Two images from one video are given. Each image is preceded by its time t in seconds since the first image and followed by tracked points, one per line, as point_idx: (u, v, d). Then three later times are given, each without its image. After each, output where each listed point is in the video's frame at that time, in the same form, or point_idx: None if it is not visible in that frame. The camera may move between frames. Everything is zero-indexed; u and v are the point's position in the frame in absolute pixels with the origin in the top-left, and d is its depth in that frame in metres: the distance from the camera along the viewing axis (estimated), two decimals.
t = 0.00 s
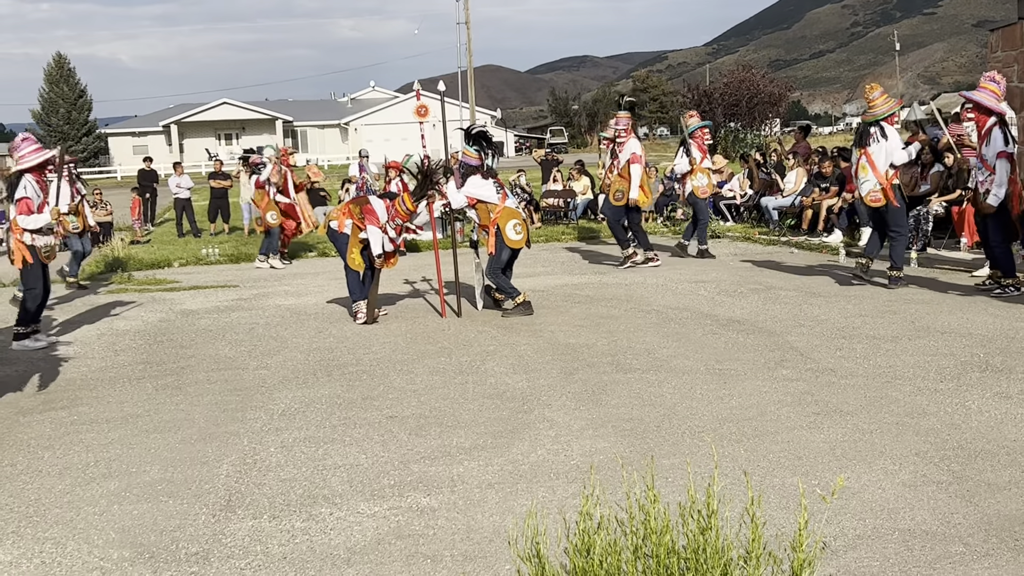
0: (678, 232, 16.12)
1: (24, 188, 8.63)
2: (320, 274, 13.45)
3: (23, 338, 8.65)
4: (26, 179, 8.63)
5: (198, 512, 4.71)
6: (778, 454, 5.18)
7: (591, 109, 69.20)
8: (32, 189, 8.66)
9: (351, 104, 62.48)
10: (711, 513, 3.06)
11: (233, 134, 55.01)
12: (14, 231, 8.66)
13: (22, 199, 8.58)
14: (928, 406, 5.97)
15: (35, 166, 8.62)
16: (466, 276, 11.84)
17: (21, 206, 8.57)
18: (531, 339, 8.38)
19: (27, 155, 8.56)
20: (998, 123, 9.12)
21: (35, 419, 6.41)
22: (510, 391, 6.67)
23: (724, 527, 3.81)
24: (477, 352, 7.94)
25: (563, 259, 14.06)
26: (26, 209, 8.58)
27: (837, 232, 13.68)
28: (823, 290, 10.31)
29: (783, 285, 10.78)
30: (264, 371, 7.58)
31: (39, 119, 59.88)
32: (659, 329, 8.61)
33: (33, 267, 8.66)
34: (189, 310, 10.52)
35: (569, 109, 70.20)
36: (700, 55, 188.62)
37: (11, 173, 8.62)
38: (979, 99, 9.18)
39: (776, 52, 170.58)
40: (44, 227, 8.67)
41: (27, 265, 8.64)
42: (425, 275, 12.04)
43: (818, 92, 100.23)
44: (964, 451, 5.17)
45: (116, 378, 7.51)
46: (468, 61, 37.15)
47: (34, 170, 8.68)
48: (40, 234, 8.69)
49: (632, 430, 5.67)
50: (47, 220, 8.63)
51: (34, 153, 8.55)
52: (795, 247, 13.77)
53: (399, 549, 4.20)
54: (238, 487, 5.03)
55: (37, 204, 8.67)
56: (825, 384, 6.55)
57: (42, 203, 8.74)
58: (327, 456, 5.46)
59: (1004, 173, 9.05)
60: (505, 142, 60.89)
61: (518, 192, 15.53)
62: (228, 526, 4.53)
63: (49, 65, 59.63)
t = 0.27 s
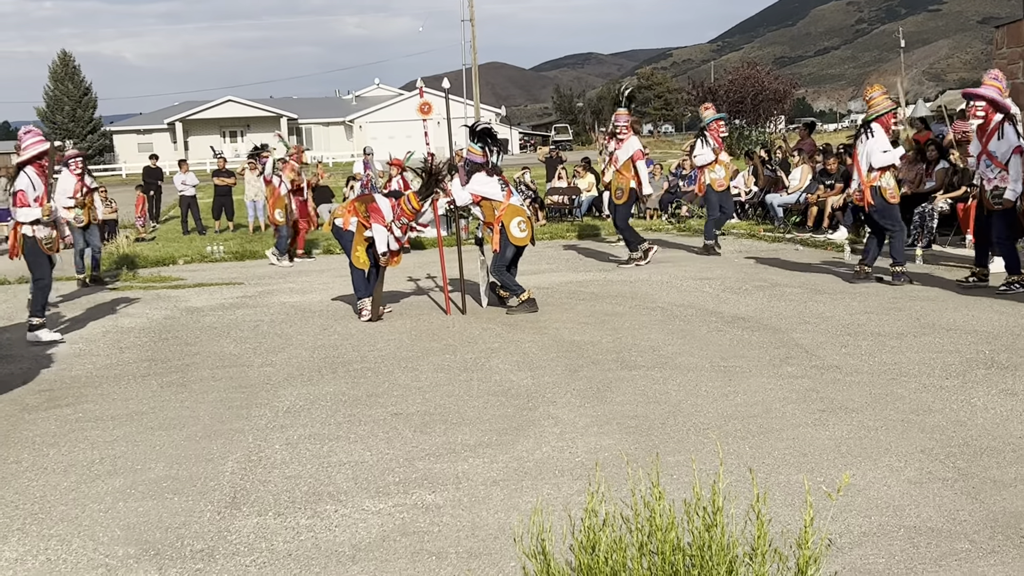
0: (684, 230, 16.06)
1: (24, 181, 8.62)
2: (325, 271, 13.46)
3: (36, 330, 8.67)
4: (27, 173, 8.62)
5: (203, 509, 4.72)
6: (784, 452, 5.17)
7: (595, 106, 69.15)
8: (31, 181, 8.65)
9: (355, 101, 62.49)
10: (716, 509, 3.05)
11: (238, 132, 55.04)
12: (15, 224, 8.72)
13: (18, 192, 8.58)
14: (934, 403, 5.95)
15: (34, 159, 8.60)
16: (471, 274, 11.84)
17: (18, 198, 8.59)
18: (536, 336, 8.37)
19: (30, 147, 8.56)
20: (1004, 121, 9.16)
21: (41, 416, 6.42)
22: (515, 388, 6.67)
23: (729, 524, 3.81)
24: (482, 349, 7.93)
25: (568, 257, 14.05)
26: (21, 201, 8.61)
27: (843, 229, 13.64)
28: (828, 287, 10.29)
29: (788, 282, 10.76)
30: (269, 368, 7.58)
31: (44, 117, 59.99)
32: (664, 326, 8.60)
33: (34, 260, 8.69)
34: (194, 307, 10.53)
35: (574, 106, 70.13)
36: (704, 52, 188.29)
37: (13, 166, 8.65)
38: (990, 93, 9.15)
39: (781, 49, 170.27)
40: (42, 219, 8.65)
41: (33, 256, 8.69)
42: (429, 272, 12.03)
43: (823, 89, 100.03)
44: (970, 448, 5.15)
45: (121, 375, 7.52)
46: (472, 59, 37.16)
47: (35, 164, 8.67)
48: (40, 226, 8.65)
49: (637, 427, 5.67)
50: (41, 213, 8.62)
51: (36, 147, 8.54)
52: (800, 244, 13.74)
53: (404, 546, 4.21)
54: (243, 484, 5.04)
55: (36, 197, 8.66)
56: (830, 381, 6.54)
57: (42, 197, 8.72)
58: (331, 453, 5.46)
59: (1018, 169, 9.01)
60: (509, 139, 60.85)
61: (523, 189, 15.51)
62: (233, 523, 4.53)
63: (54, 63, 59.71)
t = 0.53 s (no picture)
0: (687, 228, 16.03)
1: (24, 180, 8.60)
2: (328, 269, 13.47)
3: (39, 331, 8.62)
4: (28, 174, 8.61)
5: (206, 507, 4.72)
6: (786, 449, 5.17)
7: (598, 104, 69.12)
8: (31, 182, 8.63)
9: (358, 99, 62.54)
10: (719, 508, 3.05)
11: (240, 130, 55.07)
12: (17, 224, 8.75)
13: (18, 192, 8.57)
14: (937, 401, 5.95)
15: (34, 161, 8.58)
16: (474, 271, 11.84)
17: (16, 199, 8.57)
18: (539, 333, 8.37)
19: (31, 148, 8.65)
20: (1000, 120, 9.10)
21: (44, 414, 6.43)
22: (518, 385, 6.67)
23: (733, 521, 3.81)
24: (485, 346, 7.93)
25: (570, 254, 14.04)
26: (22, 202, 8.61)
27: (846, 227, 13.64)
28: (831, 285, 10.28)
29: (791, 279, 10.75)
30: (272, 365, 7.58)
31: (47, 115, 60.04)
32: (666, 323, 8.59)
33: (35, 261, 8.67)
34: (197, 305, 10.54)
35: (576, 104, 70.08)
36: (707, 49, 188.07)
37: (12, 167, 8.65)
38: (990, 93, 8.99)
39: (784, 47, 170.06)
40: (42, 220, 8.67)
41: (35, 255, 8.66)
42: (432, 270, 12.04)
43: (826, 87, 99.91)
44: (973, 446, 5.15)
45: (124, 373, 7.53)
46: (475, 57, 37.16)
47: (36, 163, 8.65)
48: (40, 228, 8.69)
49: (640, 424, 5.67)
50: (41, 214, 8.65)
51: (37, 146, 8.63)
52: (803, 242, 13.73)
53: (407, 543, 4.21)
54: (246, 482, 5.05)
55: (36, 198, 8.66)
56: (833, 379, 6.53)
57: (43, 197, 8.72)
58: (335, 451, 5.46)
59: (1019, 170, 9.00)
60: (512, 137, 60.82)
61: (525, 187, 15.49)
62: (236, 521, 4.54)
63: (56, 61, 59.77)
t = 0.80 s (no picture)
0: (688, 226, 16.01)
1: (30, 183, 8.61)
2: (329, 268, 13.47)
3: (32, 332, 8.62)
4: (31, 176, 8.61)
5: (208, 505, 4.72)
6: (788, 448, 5.17)
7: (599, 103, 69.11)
8: (37, 183, 8.64)
9: (359, 97, 62.55)
10: (720, 505, 3.06)
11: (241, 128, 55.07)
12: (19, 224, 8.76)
13: (29, 195, 8.58)
14: (938, 400, 5.94)
15: (38, 162, 8.60)
16: (475, 270, 11.84)
17: (27, 202, 8.58)
18: (540, 332, 8.37)
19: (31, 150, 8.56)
20: (995, 118, 9.16)
21: (45, 412, 6.43)
22: (519, 384, 6.67)
23: (734, 520, 3.81)
24: (486, 345, 7.93)
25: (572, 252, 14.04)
26: (31, 204, 8.61)
27: (847, 225, 13.65)
28: (833, 283, 10.28)
29: (792, 278, 10.74)
30: (273, 364, 7.58)
31: (48, 113, 60.06)
32: (667, 322, 8.59)
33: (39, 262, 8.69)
34: (198, 303, 10.54)
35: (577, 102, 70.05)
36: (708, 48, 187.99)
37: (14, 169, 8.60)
38: (983, 89, 9.13)
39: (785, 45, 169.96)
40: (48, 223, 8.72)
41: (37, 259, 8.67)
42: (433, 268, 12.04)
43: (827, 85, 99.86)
44: (974, 444, 5.14)
45: (125, 371, 7.53)
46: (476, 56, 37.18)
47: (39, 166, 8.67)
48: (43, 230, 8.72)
49: (641, 423, 5.67)
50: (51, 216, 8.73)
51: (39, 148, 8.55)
52: (804, 240, 13.73)
53: (408, 542, 4.21)
54: (247, 480, 5.05)
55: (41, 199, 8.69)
56: (834, 377, 6.53)
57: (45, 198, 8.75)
58: (336, 449, 5.46)
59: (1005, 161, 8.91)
60: (513, 136, 60.80)
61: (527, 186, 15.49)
62: (238, 519, 4.54)
63: (57, 59, 59.79)
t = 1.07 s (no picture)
0: (687, 226, 16.00)
1: (31, 183, 8.61)
2: (328, 267, 13.47)
3: (30, 331, 8.66)
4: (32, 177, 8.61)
5: (206, 505, 4.73)
6: (786, 448, 5.17)
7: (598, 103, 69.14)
8: (39, 184, 8.64)
9: (358, 97, 62.56)
10: (718, 505, 3.05)
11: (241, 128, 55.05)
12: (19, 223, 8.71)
13: (34, 195, 8.55)
14: (936, 399, 5.95)
15: (40, 162, 8.61)
16: (474, 270, 11.83)
17: (32, 202, 8.55)
18: (538, 332, 8.37)
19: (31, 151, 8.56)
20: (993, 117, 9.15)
21: (44, 412, 6.43)
22: (518, 384, 6.67)
23: (732, 520, 3.82)
24: (485, 345, 7.94)
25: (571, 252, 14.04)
26: (36, 204, 8.59)
27: (846, 225, 13.65)
28: (832, 283, 10.28)
29: (791, 278, 10.75)
30: (272, 364, 7.58)
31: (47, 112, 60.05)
32: (666, 322, 8.59)
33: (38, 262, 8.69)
34: (197, 303, 10.54)
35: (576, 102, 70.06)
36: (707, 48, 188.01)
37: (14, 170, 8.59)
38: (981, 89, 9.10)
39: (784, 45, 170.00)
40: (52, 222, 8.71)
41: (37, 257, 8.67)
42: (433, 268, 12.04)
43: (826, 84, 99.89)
44: (972, 444, 5.15)
45: (124, 371, 7.53)
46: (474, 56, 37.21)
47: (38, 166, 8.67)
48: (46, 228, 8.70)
49: (640, 423, 5.67)
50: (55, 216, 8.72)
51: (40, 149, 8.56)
52: (803, 240, 13.73)
53: (407, 541, 4.21)
54: (246, 480, 5.05)
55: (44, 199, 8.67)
56: (833, 377, 6.53)
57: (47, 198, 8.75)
58: (334, 449, 5.46)
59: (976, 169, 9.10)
60: (512, 136, 60.80)
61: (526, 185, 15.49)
62: (236, 519, 4.54)
63: (56, 59, 59.78)
